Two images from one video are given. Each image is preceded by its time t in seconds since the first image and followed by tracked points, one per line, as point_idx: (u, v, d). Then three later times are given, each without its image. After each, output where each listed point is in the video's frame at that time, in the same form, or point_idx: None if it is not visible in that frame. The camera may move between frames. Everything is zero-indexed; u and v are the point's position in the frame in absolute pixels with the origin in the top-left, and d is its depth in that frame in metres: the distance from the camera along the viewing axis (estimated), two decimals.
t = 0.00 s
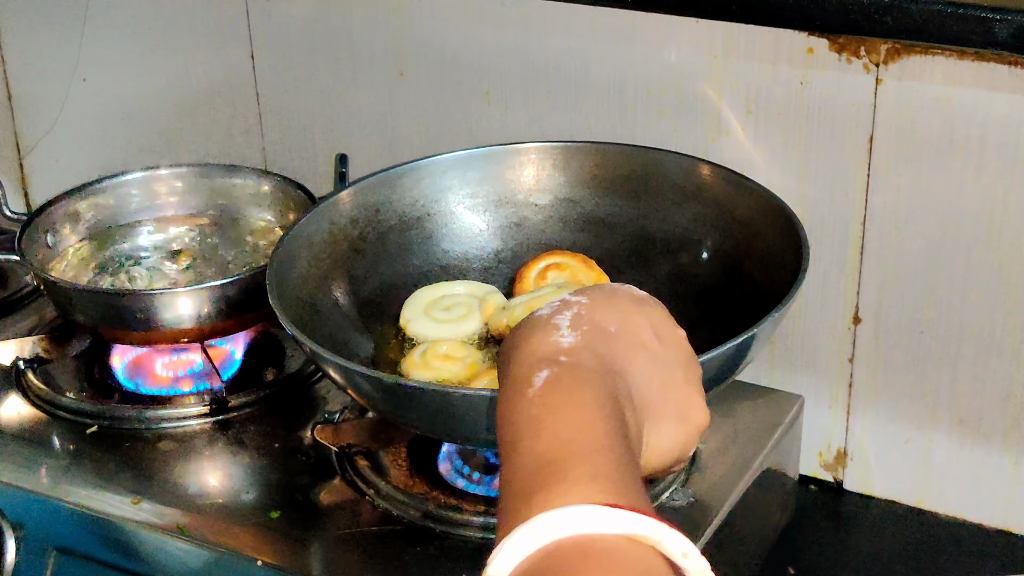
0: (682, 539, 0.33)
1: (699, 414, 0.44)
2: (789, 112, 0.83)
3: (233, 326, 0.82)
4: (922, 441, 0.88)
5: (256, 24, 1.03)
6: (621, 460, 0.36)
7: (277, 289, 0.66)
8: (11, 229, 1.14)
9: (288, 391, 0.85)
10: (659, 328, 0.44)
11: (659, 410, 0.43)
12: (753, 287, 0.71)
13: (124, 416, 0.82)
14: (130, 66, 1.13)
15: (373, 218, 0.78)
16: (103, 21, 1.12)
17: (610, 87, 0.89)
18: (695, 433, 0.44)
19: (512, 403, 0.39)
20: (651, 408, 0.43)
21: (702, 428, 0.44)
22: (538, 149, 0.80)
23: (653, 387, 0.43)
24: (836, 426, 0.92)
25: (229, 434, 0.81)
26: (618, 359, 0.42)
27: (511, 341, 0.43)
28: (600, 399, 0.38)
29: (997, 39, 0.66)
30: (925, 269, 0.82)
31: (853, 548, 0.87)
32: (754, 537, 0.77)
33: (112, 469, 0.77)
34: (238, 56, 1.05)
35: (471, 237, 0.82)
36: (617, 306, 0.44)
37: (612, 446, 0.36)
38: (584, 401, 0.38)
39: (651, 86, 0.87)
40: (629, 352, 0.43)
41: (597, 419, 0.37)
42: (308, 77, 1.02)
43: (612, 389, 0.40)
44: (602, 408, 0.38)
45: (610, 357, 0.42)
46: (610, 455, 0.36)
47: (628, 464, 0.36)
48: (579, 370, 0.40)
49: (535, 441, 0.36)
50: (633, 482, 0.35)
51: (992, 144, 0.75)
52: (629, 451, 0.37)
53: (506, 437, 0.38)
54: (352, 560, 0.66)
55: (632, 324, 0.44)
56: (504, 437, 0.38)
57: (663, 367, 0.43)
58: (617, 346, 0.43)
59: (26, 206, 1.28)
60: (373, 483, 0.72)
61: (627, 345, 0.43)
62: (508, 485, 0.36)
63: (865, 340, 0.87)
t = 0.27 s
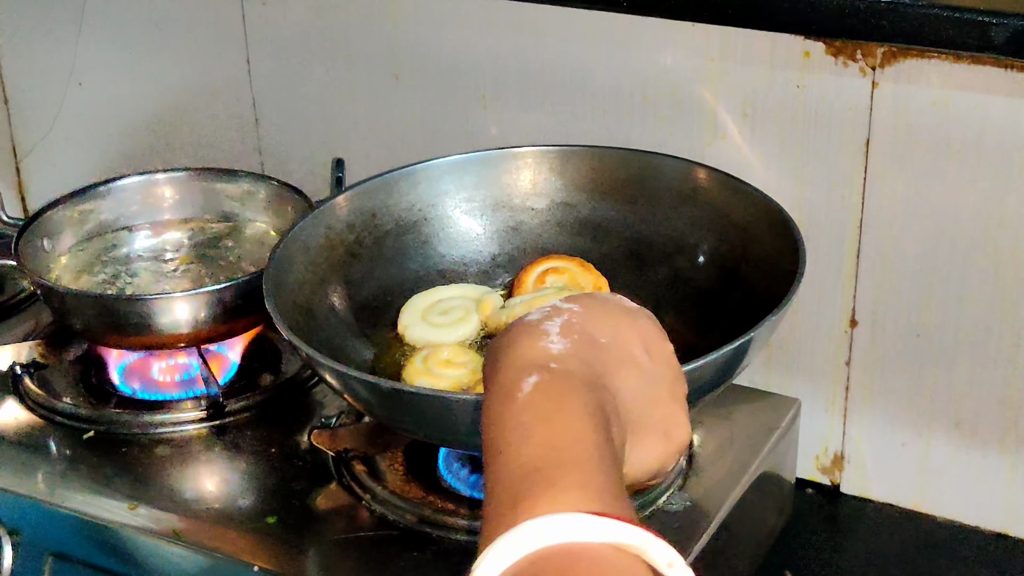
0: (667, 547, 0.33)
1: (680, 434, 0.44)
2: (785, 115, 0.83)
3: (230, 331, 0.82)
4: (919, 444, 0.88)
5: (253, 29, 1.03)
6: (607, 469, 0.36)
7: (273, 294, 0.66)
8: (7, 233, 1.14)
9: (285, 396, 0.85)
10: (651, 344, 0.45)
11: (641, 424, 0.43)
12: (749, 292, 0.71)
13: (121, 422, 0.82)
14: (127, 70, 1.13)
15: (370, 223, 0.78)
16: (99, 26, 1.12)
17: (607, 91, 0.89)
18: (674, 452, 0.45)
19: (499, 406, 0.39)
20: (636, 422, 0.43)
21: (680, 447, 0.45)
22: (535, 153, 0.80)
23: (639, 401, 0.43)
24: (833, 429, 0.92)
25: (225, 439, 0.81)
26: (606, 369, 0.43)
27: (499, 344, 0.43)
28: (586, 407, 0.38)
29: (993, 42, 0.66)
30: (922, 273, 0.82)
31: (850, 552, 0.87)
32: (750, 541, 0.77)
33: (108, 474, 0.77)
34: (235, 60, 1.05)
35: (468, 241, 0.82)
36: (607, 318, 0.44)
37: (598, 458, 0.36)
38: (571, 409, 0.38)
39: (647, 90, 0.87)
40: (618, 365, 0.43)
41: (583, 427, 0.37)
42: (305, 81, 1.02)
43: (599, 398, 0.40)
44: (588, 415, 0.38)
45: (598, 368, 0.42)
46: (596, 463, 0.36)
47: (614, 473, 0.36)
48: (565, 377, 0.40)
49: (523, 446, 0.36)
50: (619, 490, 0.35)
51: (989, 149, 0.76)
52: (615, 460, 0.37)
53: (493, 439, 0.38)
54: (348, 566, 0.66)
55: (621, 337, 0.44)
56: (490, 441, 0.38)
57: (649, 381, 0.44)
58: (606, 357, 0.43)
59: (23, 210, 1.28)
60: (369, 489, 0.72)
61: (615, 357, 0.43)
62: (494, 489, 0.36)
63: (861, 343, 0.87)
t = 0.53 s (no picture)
0: (651, 530, 0.33)
1: (673, 419, 0.43)
2: (779, 119, 0.83)
3: (225, 336, 0.82)
4: (914, 447, 0.89)
5: (248, 33, 1.03)
6: (594, 454, 0.36)
7: (268, 299, 0.66)
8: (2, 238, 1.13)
9: (280, 401, 0.85)
10: (639, 331, 0.44)
11: (632, 407, 0.42)
12: (744, 296, 0.71)
13: (116, 427, 0.82)
14: (122, 75, 1.13)
15: (365, 227, 0.78)
16: (94, 30, 1.12)
17: (602, 95, 0.89)
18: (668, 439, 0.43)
19: (485, 395, 0.39)
20: (629, 406, 0.42)
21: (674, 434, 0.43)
22: (530, 158, 0.80)
23: (628, 385, 0.43)
24: (829, 433, 0.92)
25: (220, 444, 0.81)
26: (593, 352, 0.42)
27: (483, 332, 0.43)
28: (570, 391, 0.38)
29: (987, 46, 0.66)
30: (917, 276, 0.82)
31: (846, 556, 0.87)
32: (746, 545, 0.77)
33: (103, 479, 0.77)
34: (230, 64, 1.05)
35: (462, 246, 0.82)
36: (593, 305, 0.44)
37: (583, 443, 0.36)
38: (555, 395, 0.38)
39: (642, 94, 0.87)
40: (606, 348, 0.43)
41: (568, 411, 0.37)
42: (300, 86, 1.02)
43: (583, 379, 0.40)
44: (571, 399, 0.38)
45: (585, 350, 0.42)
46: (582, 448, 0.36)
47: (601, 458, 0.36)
48: (550, 362, 0.40)
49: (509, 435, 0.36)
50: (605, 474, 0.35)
51: (983, 152, 0.76)
52: (602, 444, 0.37)
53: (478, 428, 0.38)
54: (344, 571, 0.66)
55: (608, 323, 0.44)
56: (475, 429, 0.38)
57: (638, 365, 0.43)
58: (594, 340, 0.43)
59: (18, 215, 1.28)
60: (365, 493, 0.72)
61: (602, 343, 0.43)
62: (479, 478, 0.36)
63: (856, 347, 0.87)
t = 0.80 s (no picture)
0: (642, 477, 0.35)
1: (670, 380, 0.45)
2: (780, 123, 0.83)
3: (225, 337, 0.82)
4: (914, 451, 0.88)
5: (249, 35, 1.03)
6: (584, 399, 0.38)
7: (269, 301, 0.66)
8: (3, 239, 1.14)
9: (280, 403, 0.85)
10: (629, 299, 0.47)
11: (630, 363, 0.45)
12: (744, 299, 0.71)
13: (116, 428, 0.82)
14: (123, 77, 1.13)
15: (365, 229, 0.78)
16: (96, 32, 1.12)
17: (603, 98, 0.89)
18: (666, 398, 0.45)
19: (489, 347, 0.41)
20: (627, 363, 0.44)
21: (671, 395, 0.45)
22: (530, 160, 0.80)
23: (626, 344, 0.45)
24: (829, 436, 0.92)
25: (220, 445, 0.81)
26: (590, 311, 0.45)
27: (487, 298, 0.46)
28: (565, 338, 0.41)
29: (987, 51, 0.66)
30: (917, 279, 0.82)
31: (845, 559, 0.87)
32: (746, 548, 0.77)
33: (103, 480, 0.77)
34: (231, 66, 1.05)
35: (463, 248, 0.82)
36: (589, 274, 0.47)
37: (576, 389, 0.38)
38: (556, 345, 0.40)
39: (643, 97, 0.87)
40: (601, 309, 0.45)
41: (563, 357, 0.40)
42: (301, 88, 1.02)
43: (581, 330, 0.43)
44: (570, 348, 0.40)
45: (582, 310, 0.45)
46: (572, 390, 0.38)
47: (592, 401, 0.38)
48: (547, 318, 0.43)
49: (504, 384, 0.38)
50: (596, 417, 0.37)
51: (983, 156, 0.76)
52: (599, 389, 0.39)
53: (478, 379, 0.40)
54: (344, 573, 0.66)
55: (603, 291, 0.47)
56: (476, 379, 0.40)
57: (632, 326, 0.46)
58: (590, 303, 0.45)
59: (19, 216, 1.28)
60: (364, 495, 0.72)
61: (597, 306, 0.46)
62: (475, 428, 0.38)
63: (856, 350, 0.87)
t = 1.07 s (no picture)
0: (633, 523, 0.34)
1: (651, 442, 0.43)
2: (782, 126, 0.83)
3: (227, 342, 0.82)
4: (917, 455, 0.88)
5: (251, 40, 1.03)
6: (571, 448, 0.37)
7: (271, 305, 0.66)
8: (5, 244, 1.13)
9: (282, 407, 0.85)
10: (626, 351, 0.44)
11: (616, 423, 0.42)
12: (745, 302, 0.71)
13: (118, 433, 0.82)
14: (125, 81, 1.13)
15: (367, 234, 0.78)
16: (98, 37, 1.12)
17: (605, 102, 0.89)
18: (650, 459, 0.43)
19: (479, 395, 0.39)
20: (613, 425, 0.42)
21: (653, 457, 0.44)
22: (531, 164, 0.80)
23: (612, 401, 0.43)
24: (832, 440, 0.92)
25: (222, 450, 0.81)
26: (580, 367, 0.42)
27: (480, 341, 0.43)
28: (557, 402, 0.39)
29: (991, 54, 0.65)
30: (920, 283, 0.82)
31: (849, 564, 0.87)
32: (749, 553, 0.76)
33: (105, 485, 0.77)
34: (233, 71, 1.05)
35: (465, 252, 0.82)
36: (585, 320, 0.44)
37: (565, 443, 0.37)
38: (547, 406, 0.38)
39: (645, 101, 0.87)
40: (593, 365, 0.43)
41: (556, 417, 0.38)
42: (302, 92, 1.02)
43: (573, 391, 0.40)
44: (560, 412, 0.38)
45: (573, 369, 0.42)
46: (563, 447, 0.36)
47: (583, 460, 0.37)
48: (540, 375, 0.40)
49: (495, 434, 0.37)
50: (585, 470, 0.36)
51: (986, 160, 0.76)
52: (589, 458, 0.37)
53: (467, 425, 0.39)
54: None
55: (598, 341, 0.44)
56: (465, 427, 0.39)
57: (622, 383, 0.43)
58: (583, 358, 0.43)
59: (21, 221, 1.28)
60: (367, 500, 0.72)
61: (591, 361, 0.43)
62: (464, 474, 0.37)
63: (859, 354, 0.87)
